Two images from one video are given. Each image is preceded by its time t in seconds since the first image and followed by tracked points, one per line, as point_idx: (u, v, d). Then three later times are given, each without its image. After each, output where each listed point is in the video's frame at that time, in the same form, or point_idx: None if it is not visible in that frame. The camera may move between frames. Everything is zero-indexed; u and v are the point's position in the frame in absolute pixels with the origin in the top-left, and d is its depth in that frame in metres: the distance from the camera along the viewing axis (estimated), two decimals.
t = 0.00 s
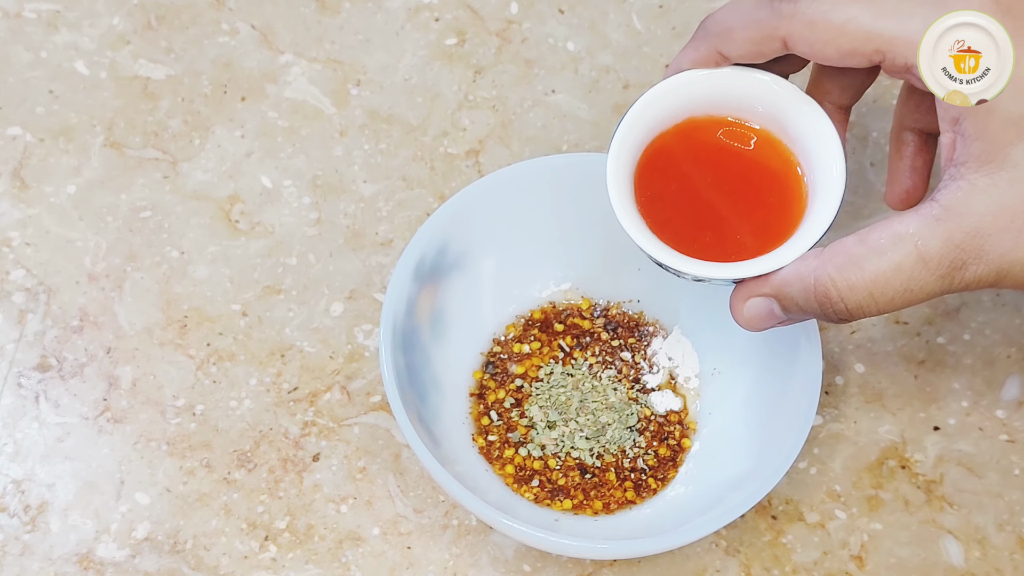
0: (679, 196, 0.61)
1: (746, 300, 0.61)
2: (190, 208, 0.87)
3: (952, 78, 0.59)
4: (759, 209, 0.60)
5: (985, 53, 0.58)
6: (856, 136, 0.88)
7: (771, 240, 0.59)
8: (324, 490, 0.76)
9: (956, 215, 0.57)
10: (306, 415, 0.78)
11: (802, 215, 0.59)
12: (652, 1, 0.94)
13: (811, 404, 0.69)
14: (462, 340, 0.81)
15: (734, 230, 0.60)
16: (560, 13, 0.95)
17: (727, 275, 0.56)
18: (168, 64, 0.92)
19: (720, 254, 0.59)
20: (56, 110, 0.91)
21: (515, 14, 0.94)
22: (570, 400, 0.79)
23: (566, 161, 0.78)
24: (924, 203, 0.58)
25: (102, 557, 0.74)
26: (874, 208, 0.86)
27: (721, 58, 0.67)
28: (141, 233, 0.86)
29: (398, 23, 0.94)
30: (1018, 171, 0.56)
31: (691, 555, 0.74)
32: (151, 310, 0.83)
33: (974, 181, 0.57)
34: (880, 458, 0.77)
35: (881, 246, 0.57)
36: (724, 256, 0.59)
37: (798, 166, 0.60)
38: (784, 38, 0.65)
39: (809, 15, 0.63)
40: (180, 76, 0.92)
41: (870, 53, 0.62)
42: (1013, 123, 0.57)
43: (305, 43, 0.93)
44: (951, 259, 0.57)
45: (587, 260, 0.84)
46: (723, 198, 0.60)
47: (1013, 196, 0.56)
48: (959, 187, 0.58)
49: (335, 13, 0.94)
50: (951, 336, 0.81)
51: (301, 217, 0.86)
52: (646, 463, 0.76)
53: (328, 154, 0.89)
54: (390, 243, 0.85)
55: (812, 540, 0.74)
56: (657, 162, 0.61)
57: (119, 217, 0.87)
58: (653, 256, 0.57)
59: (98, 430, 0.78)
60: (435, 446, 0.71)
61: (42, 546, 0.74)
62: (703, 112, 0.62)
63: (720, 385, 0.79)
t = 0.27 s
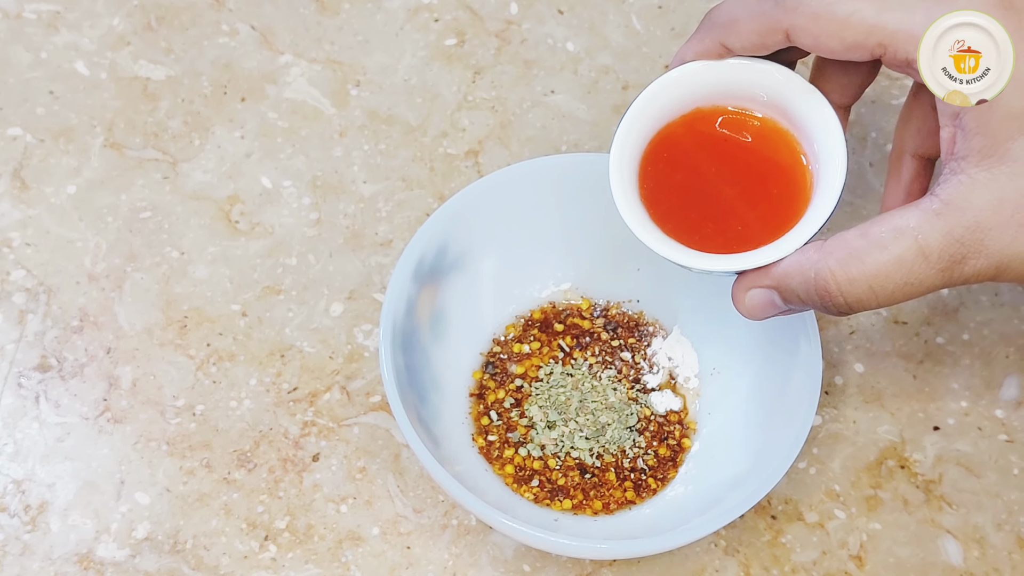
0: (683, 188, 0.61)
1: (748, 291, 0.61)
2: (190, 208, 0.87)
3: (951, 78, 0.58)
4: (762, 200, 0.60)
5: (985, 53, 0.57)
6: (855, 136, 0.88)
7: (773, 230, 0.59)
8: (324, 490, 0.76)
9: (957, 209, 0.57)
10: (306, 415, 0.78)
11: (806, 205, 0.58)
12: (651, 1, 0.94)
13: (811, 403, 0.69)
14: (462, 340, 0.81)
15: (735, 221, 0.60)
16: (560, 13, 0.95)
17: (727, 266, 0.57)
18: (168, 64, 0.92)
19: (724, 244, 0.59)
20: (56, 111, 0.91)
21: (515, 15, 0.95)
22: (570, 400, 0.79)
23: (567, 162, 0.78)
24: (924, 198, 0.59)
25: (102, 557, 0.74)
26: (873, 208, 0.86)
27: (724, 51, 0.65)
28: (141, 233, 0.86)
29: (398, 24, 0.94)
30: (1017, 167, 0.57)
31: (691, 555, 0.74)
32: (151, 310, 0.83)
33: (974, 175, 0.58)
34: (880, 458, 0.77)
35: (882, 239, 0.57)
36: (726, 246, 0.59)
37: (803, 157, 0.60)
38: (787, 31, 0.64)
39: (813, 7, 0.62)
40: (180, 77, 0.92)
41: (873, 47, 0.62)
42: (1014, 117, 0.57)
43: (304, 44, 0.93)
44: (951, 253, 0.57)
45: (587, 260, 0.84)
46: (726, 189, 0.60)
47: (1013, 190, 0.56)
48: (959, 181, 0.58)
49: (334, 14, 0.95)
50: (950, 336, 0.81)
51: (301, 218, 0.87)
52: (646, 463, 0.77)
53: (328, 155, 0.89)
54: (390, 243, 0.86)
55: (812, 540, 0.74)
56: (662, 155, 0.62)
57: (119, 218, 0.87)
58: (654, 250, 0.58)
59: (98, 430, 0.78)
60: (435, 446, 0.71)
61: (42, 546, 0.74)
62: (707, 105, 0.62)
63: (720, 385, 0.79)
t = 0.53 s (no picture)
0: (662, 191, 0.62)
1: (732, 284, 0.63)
2: (190, 209, 0.87)
3: (951, 78, 0.58)
4: (741, 194, 0.60)
5: (985, 53, 0.57)
6: (855, 137, 0.88)
7: (752, 225, 0.59)
8: (323, 490, 0.76)
9: (931, 210, 0.57)
10: (306, 415, 0.79)
11: (784, 199, 0.59)
12: (651, 1, 0.95)
13: (810, 406, 0.69)
14: (462, 340, 0.81)
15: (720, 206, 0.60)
16: (559, 14, 0.95)
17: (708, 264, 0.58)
18: (168, 65, 0.93)
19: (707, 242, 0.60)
20: (56, 111, 0.91)
21: (515, 15, 0.95)
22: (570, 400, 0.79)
23: (567, 162, 0.78)
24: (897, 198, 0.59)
25: (102, 557, 0.74)
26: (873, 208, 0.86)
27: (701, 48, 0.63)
28: (141, 233, 0.86)
29: (398, 24, 0.94)
30: (991, 167, 0.56)
31: (690, 555, 0.74)
32: (151, 310, 0.83)
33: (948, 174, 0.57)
34: (879, 458, 0.77)
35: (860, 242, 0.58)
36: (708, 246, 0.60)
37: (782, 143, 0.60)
38: (763, 27, 0.63)
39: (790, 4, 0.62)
40: (180, 77, 0.92)
41: (845, 47, 0.62)
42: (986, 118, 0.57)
43: (304, 44, 0.93)
44: (924, 254, 0.57)
45: (586, 260, 0.84)
46: (707, 184, 0.61)
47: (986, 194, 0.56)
48: (931, 181, 0.58)
49: (334, 15, 0.95)
50: (949, 336, 0.81)
51: (301, 218, 0.87)
52: (646, 463, 0.77)
53: (328, 155, 0.89)
54: (390, 243, 0.86)
55: (811, 540, 0.74)
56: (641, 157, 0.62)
57: (119, 218, 0.87)
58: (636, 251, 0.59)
59: (98, 430, 0.78)
60: (434, 446, 0.71)
61: (42, 546, 0.74)
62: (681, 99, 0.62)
63: (720, 385, 0.79)
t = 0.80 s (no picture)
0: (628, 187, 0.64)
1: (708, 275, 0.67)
2: (191, 209, 0.87)
3: (952, 78, 0.56)
4: (703, 197, 0.63)
5: (984, 53, 0.57)
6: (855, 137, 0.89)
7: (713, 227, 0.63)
8: (323, 490, 0.76)
9: (885, 230, 0.59)
10: (306, 415, 0.79)
11: (743, 202, 0.62)
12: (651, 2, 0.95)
13: (811, 406, 0.69)
14: (461, 341, 0.81)
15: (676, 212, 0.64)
16: (559, 13, 0.95)
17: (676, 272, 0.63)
18: (168, 65, 0.93)
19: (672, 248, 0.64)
20: (57, 111, 0.91)
21: (515, 15, 0.95)
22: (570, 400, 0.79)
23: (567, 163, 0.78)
24: (857, 210, 0.60)
25: (102, 557, 0.74)
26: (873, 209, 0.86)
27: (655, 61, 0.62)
28: (141, 233, 0.86)
29: (398, 24, 0.95)
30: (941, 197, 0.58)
31: (690, 555, 0.74)
32: (151, 310, 0.83)
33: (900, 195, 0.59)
34: (880, 458, 0.77)
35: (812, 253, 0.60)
36: (675, 251, 0.64)
37: (753, 138, 0.63)
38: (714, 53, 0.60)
39: (737, 36, 0.58)
40: (180, 77, 0.92)
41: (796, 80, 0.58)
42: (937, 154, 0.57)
43: (304, 44, 0.93)
44: (883, 264, 0.60)
45: (586, 261, 0.84)
46: (674, 184, 0.63)
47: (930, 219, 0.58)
48: (887, 203, 0.59)
49: (334, 14, 0.95)
50: (950, 336, 0.81)
51: (301, 218, 0.87)
52: (646, 463, 0.77)
53: (328, 155, 0.89)
54: (390, 243, 0.86)
55: (811, 540, 0.74)
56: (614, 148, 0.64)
57: (119, 218, 0.87)
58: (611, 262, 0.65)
59: (98, 430, 0.78)
60: (434, 446, 0.71)
61: (42, 546, 0.74)
62: (649, 93, 0.64)
63: (720, 385, 0.79)
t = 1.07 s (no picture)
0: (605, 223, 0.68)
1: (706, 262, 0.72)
2: (191, 208, 0.87)
3: (952, 78, 0.48)
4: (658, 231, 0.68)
5: (984, 53, 0.50)
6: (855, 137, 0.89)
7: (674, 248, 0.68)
8: (324, 490, 0.76)
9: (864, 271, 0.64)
10: (306, 415, 0.78)
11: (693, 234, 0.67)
12: (651, 2, 0.95)
13: (808, 404, 0.69)
14: (461, 341, 0.82)
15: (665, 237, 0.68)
16: (560, 13, 0.95)
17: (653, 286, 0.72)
18: (168, 64, 0.92)
19: (662, 274, 0.69)
20: (56, 111, 0.91)
21: (515, 15, 0.95)
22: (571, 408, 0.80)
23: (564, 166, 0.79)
24: (840, 245, 0.64)
25: (102, 557, 0.73)
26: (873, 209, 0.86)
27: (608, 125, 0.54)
28: (142, 233, 0.86)
29: (398, 24, 0.95)
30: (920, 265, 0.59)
31: (691, 555, 0.74)
32: (151, 310, 0.83)
33: (877, 241, 0.57)
34: (880, 458, 0.77)
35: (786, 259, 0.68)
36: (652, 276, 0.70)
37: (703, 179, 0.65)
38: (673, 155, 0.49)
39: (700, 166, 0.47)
40: (180, 77, 0.92)
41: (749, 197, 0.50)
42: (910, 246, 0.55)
43: (305, 44, 0.93)
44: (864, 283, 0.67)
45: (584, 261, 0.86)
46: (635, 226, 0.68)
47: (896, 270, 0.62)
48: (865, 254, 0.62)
49: (335, 14, 0.95)
50: (950, 336, 0.81)
51: (301, 218, 0.87)
52: (647, 472, 0.77)
53: (328, 155, 0.89)
54: (390, 243, 0.86)
55: (812, 540, 0.74)
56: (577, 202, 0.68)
57: (119, 218, 0.87)
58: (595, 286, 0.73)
59: (98, 430, 0.78)
60: (435, 446, 0.71)
61: (42, 546, 0.74)
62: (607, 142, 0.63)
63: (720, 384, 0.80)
